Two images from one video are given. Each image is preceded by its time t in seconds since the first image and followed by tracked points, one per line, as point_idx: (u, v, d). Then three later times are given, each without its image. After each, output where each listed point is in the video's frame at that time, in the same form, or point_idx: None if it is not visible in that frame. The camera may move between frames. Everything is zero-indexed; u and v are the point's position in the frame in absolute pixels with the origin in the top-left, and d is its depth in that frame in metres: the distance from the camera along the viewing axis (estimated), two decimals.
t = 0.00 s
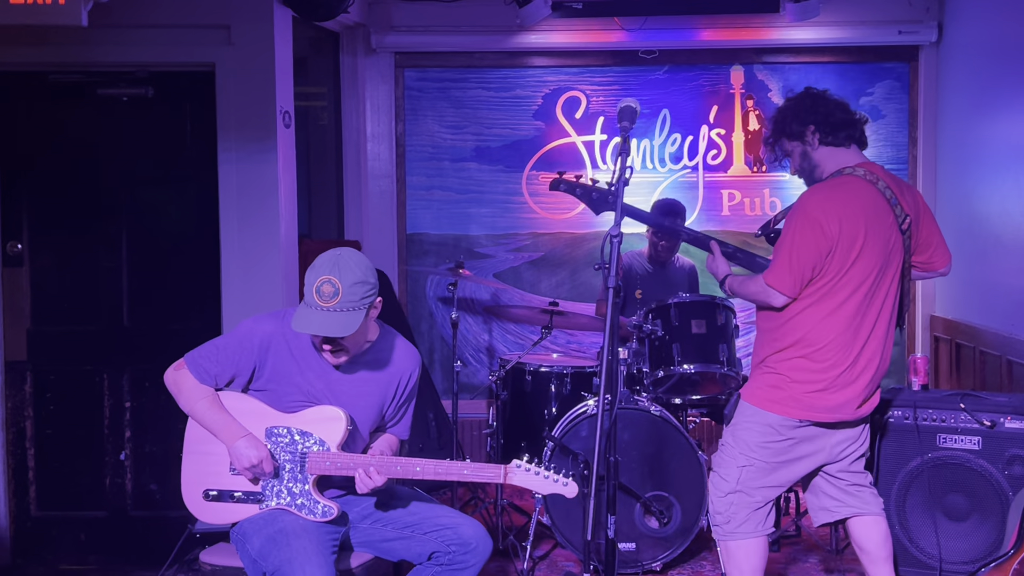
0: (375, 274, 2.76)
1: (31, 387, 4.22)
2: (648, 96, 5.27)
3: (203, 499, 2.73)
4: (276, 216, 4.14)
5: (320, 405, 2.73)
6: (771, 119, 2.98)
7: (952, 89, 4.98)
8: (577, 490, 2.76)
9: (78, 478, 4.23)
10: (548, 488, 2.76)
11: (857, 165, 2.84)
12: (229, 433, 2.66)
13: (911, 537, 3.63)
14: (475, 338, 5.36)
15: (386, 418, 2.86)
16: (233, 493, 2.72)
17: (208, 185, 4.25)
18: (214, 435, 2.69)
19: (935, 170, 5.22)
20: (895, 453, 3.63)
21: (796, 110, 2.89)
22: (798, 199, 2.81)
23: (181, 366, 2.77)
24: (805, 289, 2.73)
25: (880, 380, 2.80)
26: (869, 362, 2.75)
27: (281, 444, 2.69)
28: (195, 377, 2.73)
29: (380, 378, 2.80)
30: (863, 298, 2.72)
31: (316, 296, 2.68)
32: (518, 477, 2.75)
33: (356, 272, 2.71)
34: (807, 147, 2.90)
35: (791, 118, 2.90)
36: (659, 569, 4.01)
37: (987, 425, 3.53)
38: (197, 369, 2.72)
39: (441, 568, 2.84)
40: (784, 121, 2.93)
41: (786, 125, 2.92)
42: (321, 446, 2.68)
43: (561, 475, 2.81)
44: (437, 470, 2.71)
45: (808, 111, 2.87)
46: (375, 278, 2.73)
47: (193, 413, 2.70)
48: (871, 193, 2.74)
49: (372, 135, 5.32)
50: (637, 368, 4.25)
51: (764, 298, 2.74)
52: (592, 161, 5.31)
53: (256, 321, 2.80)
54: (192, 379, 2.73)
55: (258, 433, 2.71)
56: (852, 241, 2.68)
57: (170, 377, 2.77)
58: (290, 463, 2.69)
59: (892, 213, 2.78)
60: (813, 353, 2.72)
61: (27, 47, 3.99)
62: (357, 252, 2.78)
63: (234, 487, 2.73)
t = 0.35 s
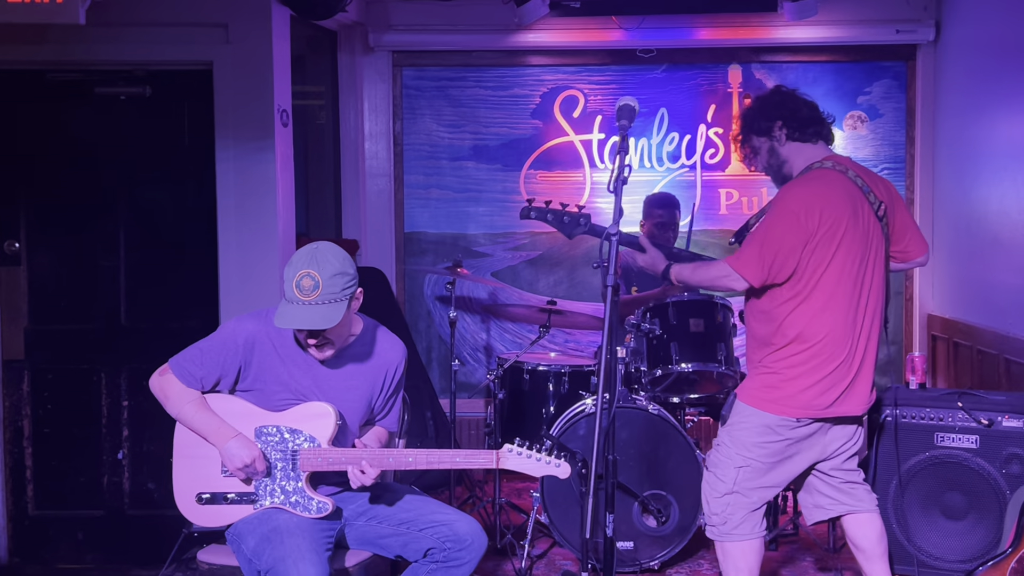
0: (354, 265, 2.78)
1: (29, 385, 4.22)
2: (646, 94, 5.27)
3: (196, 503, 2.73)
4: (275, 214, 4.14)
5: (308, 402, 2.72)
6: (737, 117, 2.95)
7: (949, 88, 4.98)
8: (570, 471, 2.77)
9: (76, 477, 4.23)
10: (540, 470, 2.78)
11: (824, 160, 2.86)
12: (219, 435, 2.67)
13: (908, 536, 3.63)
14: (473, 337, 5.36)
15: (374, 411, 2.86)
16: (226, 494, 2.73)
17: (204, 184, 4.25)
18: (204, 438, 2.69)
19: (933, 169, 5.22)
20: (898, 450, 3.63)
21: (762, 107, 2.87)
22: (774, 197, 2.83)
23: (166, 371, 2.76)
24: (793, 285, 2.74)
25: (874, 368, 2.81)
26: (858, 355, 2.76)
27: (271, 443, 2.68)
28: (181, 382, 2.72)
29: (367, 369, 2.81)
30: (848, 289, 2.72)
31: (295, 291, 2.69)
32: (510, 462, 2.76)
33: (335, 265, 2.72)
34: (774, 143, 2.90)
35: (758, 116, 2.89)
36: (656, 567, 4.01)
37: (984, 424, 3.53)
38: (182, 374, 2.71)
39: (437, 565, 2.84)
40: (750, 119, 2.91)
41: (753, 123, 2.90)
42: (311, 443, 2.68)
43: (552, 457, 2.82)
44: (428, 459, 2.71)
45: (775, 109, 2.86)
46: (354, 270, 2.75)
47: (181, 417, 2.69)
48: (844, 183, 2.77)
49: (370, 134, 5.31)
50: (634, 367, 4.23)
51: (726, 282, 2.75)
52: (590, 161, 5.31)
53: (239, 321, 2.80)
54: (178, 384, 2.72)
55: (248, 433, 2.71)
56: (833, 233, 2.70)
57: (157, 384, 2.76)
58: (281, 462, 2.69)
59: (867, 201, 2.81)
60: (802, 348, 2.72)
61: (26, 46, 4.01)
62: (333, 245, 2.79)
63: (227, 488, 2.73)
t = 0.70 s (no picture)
0: (358, 278, 2.76)
1: (25, 384, 4.22)
2: (642, 94, 5.28)
3: (193, 498, 2.74)
4: (271, 213, 4.15)
5: (306, 403, 2.72)
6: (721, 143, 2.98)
7: (945, 88, 4.99)
8: (565, 488, 2.74)
9: (72, 476, 4.23)
10: (537, 485, 2.74)
11: (817, 153, 2.88)
12: (216, 432, 2.68)
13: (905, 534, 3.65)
14: (470, 336, 5.36)
15: (373, 424, 2.85)
16: (224, 492, 2.73)
17: (201, 183, 4.25)
18: (202, 434, 2.70)
19: (928, 169, 5.23)
20: (895, 449, 3.64)
21: (748, 123, 2.91)
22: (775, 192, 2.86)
23: (169, 365, 2.78)
24: (804, 277, 2.76)
25: (896, 348, 2.81)
26: (877, 338, 2.76)
27: (269, 442, 2.69)
28: (183, 376, 2.74)
29: (365, 382, 2.81)
30: (860, 275, 2.74)
31: (293, 297, 2.70)
32: (506, 475, 2.72)
33: (336, 275, 2.71)
34: (769, 152, 2.93)
35: (743, 133, 2.92)
36: (653, 566, 4.02)
37: (980, 423, 3.54)
38: (185, 369, 2.73)
39: (436, 561, 2.86)
40: (735, 140, 2.94)
41: (739, 141, 2.93)
42: (309, 445, 2.68)
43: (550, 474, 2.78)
44: (424, 468, 2.69)
45: (756, 120, 2.89)
46: (355, 282, 2.73)
47: (181, 411, 2.71)
48: (842, 170, 2.79)
49: (367, 133, 5.32)
50: (631, 365, 4.25)
51: (731, 279, 2.79)
52: (586, 160, 5.32)
53: (242, 321, 2.80)
54: (180, 379, 2.75)
55: (247, 432, 2.71)
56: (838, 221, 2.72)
57: (159, 377, 2.78)
58: (278, 462, 2.69)
59: (867, 186, 2.82)
60: (818, 338, 2.74)
61: (22, 45, 4.01)
62: (341, 255, 2.79)
63: (225, 485, 2.73)
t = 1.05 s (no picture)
0: (364, 292, 2.72)
1: (19, 383, 4.21)
2: (638, 93, 5.28)
3: (191, 491, 2.75)
4: (266, 211, 4.14)
5: (305, 403, 2.70)
6: (764, 121, 2.98)
7: (940, 87, 4.99)
8: (558, 508, 2.74)
9: (66, 475, 4.22)
10: (527, 502, 2.74)
11: (857, 155, 2.87)
12: (213, 429, 2.68)
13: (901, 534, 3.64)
14: (465, 335, 5.36)
15: (372, 435, 2.82)
16: (221, 487, 2.73)
17: (196, 181, 4.24)
18: (200, 429, 2.70)
19: (923, 168, 5.24)
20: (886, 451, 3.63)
21: (794, 108, 2.89)
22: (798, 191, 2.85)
23: (173, 357, 2.78)
24: (816, 278, 2.75)
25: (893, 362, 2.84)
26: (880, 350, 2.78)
27: (265, 442, 2.68)
28: (185, 370, 2.75)
29: (364, 395, 2.78)
30: (872, 284, 2.74)
31: (297, 307, 2.68)
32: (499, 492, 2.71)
33: (341, 288, 2.68)
34: (807, 144, 2.92)
35: (787, 117, 2.91)
36: (649, 564, 4.02)
37: (975, 421, 3.54)
38: (188, 362, 2.74)
39: (436, 552, 2.86)
40: (779, 122, 2.93)
41: (782, 125, 2.93)
42: (305, 446, 2.66)
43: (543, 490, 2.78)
44: (418, 477, 2.66)
45: (802, 108, 2.88)
46: (361, 296, 2.70)
47: (180, 405, 2.71)
48: (870, 179, 2.78)
49: (362, 132, 5.32)
50: (626, 365, 4.27)
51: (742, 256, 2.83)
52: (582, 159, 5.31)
53: (249, 321, 2.81)
54: (181, 373, 2.75)
55: (244, 431, 2.71)
56: (860, 229, 2.71)
57: (162, 367, 2.78)
58: (274, 462, 2.68)
59: (892, 199, 2.82)
60: (827, 342, 2.73)
61: (16, 43, 4.00)
62: (351, 266, 2.76)
63: (222, 481, 2.73)
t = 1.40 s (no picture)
0: (374, 303, 2.71)
1: (13, 382, 4.20)
2: (632, 92, 5.28)
3: (188, 488, 2.75)
4: (260, 211, 4.14)
5: (307, 405, 2.69)
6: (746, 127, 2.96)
7: (935, 86, 4.99)
8: (559, 517, 2.66)
9: (61, 475, 4.21)
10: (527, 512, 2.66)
11: (842, 159, 2.87)
12: (213, 430, 2.67)
13: (896, 532, 3.65)
14: (459, 334, 5.35)
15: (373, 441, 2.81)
16: (219, 486, 2.72)
17: (190, 181, 4.24)
18: (200, 429, 2.69)
19: (917, 167, 5.24)
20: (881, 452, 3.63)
21: (776, 112, 2.88)
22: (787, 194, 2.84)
23: (175, 352, 2.79)
24: (803, 281, 2.75)
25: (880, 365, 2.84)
26: (869, 355, 2.79)
27: (265, 443, 2.67)
28: (188, 366, 2.75)
29: (368, 404, 2.77)
30: (859, 287, 2.74)
31: (307, 315, 2.68)
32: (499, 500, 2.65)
33: (352, 299, 2.67)
34: (791, 148, 2.91)
35: (770, 123, 2.89)
36: (644, 564, 4.01)
37: (969, 420, 3.54)
38: (191, 359, 2.75)
39: (434, 551, 2.84)
40: (761, 128, 2.91)
41: (765, 131, 2.91)
42: (305, 448, 2.65)
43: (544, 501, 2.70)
44: (419, 483, 2.62)
45: (786, 114, 2.86)
46: (371, 308, 2.69)
47: (181, 403, 2.70)
48: (859, 183, 2.77)
49: (356, 131, 5.31)
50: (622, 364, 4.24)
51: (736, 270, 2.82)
52: (577, 158, 5.31)
53: (256, 321, 2.83)
54: (184, 370, 2.75)
55: (243, 432, 2.70)
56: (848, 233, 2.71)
57: (164, 362, 2.79)
58: (273, 462, 2.67)
59: (880, 203, 2.81)
60: (818, 347, 2.73)
61: (9, 42, 3.99)
62: (363, 276, 2.74)
63: (219, 480, 2.73)
